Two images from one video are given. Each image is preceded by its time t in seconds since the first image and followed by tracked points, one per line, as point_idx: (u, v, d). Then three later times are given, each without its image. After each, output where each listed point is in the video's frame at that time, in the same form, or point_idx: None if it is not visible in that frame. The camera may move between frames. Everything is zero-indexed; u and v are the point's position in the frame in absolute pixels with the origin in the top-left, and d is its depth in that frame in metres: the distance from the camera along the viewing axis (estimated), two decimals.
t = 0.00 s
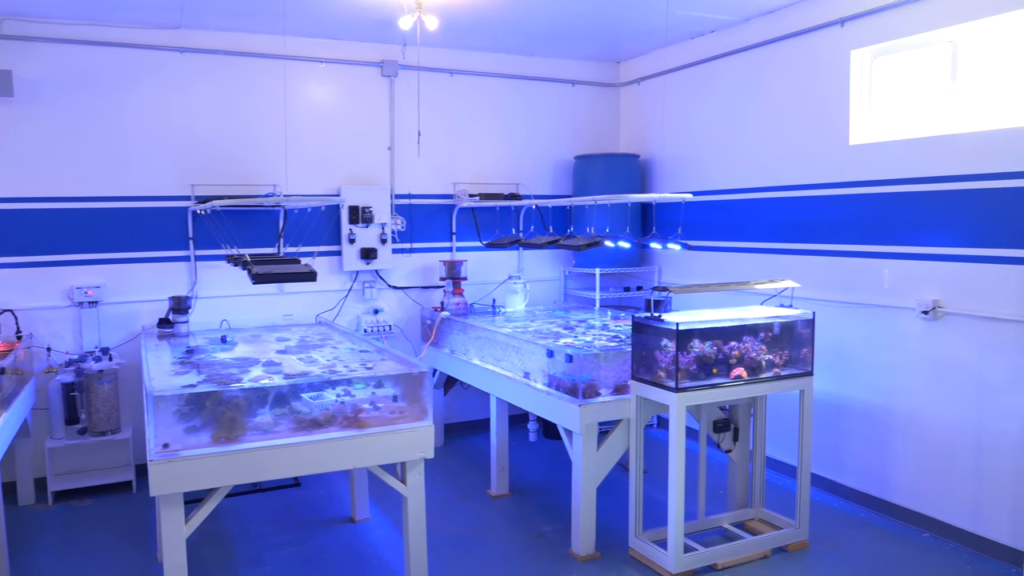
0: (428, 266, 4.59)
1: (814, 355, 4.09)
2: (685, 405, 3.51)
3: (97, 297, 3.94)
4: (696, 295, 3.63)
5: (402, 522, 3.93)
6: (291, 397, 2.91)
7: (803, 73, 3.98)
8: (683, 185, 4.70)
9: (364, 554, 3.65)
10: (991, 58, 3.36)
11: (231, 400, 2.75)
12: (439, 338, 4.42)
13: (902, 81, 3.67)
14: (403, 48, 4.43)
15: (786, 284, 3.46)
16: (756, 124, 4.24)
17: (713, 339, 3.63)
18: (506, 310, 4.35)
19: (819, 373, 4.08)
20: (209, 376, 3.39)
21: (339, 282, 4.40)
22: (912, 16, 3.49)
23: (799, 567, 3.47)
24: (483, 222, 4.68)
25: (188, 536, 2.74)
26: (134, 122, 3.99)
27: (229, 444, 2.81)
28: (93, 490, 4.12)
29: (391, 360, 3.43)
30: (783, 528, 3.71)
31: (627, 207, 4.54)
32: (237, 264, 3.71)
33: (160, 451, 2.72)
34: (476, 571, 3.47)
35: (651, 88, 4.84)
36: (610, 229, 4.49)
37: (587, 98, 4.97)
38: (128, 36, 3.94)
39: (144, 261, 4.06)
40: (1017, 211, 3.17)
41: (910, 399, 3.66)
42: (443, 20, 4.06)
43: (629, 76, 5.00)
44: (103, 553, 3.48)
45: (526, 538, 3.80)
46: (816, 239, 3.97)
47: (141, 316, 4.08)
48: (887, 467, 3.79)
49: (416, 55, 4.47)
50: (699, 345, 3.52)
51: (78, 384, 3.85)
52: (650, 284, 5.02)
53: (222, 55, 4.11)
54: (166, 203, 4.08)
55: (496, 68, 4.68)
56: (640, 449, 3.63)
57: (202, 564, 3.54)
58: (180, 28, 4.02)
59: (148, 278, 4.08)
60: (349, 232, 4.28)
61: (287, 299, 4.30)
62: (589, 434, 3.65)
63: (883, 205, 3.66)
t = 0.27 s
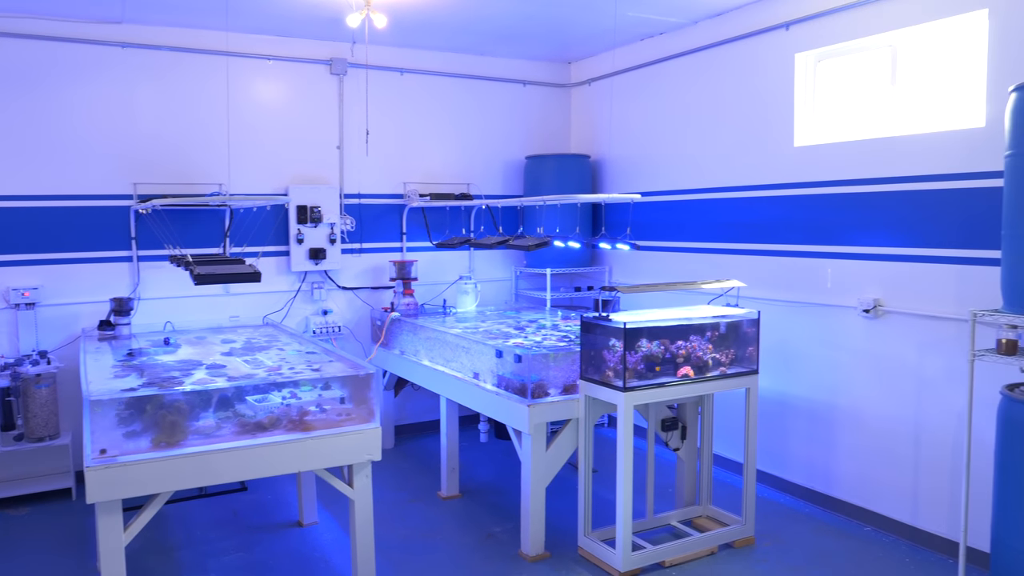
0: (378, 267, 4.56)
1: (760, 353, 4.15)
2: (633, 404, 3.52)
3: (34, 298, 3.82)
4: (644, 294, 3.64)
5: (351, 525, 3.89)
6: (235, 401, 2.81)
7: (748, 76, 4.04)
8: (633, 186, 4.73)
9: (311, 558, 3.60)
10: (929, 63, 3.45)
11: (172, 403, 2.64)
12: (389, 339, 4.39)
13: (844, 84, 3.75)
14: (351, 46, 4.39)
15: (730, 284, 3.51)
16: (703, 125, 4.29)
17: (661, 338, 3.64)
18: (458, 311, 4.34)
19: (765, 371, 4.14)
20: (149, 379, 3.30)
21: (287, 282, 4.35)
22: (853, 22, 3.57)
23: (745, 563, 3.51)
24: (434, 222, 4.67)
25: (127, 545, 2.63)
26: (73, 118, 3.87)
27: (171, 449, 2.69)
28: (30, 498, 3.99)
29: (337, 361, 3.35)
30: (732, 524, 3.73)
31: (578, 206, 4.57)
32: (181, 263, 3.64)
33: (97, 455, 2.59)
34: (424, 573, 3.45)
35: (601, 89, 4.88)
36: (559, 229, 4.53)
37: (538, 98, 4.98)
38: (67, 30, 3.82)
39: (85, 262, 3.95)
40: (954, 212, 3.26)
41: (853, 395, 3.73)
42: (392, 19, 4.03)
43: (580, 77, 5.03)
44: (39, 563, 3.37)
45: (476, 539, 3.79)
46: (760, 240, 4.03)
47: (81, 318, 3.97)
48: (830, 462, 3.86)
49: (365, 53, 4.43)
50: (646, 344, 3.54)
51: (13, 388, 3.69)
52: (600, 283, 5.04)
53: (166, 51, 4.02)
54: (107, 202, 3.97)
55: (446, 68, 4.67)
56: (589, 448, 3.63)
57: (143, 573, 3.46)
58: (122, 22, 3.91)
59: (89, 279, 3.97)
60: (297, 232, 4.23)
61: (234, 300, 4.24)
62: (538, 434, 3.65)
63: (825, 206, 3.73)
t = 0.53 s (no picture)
0: (323, 267, 4.51)
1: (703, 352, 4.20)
2: (576, 404, 3.53)
3: None
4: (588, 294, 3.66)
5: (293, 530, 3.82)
6: (171, 404, 2.69)
7: (691, 80, 4.10)
8: (579, 187, 4.76)
9: (251, 565, 3.53)
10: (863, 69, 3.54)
11: (102, 407, 2.52)
12: (333, 341, 4.33)
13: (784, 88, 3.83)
14: (295, 42, 4.33)
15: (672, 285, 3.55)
16: (648, 127, 4.33)
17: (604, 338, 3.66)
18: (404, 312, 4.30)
19: (708, 370, 4.19)
20: (79, 382, 3.18)
21: (228, 283, 4.26)
22: (791, 29, 3.64)
23: (688, 560, 3.55)
24: (379, 222, 4.64)
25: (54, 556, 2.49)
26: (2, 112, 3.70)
27: (100, 455, 2.57)
28: None
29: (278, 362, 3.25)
30: (673, 522, 3.76)
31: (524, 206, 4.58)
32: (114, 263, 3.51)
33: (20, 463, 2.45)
34: None
35: (548, 90, 4.91)
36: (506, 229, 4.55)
37: (485, 99, 4.99)
38: None
39: (14, 262, 3.78)
40: (888, 213, 3.34)
41: (792, 394, 3.80)
42: (337, 16, 3.98)
43: (527, 78, 5.05)
44: None
45: (421, 542, 3.75)
46: (703, 241, 4.09)
47: (9, 321, 3.80)
48: (771, 460, 3.93)
49: (309, 51, 4.38)
50: (591, 344, 3.55)
51: None
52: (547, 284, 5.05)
53: (102, 44, 3.89)
54: (38, 200, 3.81)
55: (392, 66, 4.64)
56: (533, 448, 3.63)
57: None
58: (54, 14, 3.77)
59: (18, 280, 3.80)
60: (239, 231, 4.14)
61: (173, 301, 4.13)
62: (482, 434, 3.64)
63: (764, 208, 3.80)
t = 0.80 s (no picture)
0: (261, 266, 4.43)
1: (643, 350, 4.25)
2: (516, 403, 3.52)
3: None
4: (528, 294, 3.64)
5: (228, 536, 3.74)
6: (98, 409, 2.56)
7: (632, 81, 4.13)
8: (522, 186, 4.77)
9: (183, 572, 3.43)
10: (797, 73, 3.61)
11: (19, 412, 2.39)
12: (272, 341, 4.26)
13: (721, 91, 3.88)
14: (232, 37, 4.24)
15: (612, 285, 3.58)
16: (591, 127, 4.36)
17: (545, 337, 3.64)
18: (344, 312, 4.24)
19: (649, 368, 4.23)
20: None
21: (162, 283, 4.15)
22: (727, 32, 3.69)
23: (628, 557, 3.57)
24: (320, 221, 4.59)
25: None
26: None
27: (18, 463, 2.44)
28: None
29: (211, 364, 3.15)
30: (614, 519, 3.79)
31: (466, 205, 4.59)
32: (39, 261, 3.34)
33: None
34: None
35: (492, 90, 4.90)
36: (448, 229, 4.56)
37: (428, 97, 4.97)
38: None
39: None
40: (821, 213, 3.41)
41: (729, 391, 3.86)
42: (274, 11, 3.91)
43: (471, 77, 5.04)
44: None
45: (361, 545, 3.70)
46: (643, 241, 4.13)
47: None
48: (710, 456, 3.98)
49: (246, 45, 4.29)
50: (530, 344, 3.54)
51: None
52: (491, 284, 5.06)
53: (26, 35, 3.73)
54: None
55: (333, 63, 4.58)
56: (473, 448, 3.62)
57: None
58: None
59: None
60: (173, 229, 4.04)
61: (103, 302, 3.98)
62: (422, 435, 3.61)
63: (702, 209, 3.85)
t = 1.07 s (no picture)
0: (190, 266, 4.32)
1: (579, 348, 4.26)
2: (451, 403, 3.49)
3: None
4: (462, 293, 3.60)
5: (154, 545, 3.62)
6: (9, 416, 2.42)
7: (567, 80, 4.13)
8: (458, 185, 4.75)
9: None
10: (728, 73, 3.65)
11: None
12: (201, 343, 4.16)
13: (656, 89, 3.88)
14: (157, 29, 4.11)
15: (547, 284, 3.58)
16: (527, 126, 4.35)
17: (479, 336, 3.61)
18: (277, 312, 4.16)
19: (584, 366, 4.25)
20: None
21: (84, 284, 3.99)
22: (659, 33, 3.72)
23: (563, 555, 3.57)
24: (251, 219, 4.51)
25: None
26: None
27: None
28: None
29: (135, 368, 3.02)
30: (550, 517, 3.79)
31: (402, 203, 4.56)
32: None
33: None
34: None
35: (428, 87, 4.87)
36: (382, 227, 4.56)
37: (363, 94, 4.91)
38: None
39: None
40: (751, 212, 3.46)
41: (663, 388, 3.90)
42: (201, 4, 3.79)
43: (407, 74, 4.99)
44: None
45: (293, 550, 3.63)
46: (579, 239, 4.14)
47: None
48: (644, 453, 4.02)
49: (171, 38, 4.17)
50: (465, 343, 3.51)
51: None
52: (428, 283, 5.04)
53: None
54: None
55: (263, 58, 4.49)
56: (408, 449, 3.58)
57: None
58: None
59: None
60: (96, 228, 3.91)
61: (20, 304, 3.80)
62: (356, 437, 3.55)
63: (636, 208, 3.88)
